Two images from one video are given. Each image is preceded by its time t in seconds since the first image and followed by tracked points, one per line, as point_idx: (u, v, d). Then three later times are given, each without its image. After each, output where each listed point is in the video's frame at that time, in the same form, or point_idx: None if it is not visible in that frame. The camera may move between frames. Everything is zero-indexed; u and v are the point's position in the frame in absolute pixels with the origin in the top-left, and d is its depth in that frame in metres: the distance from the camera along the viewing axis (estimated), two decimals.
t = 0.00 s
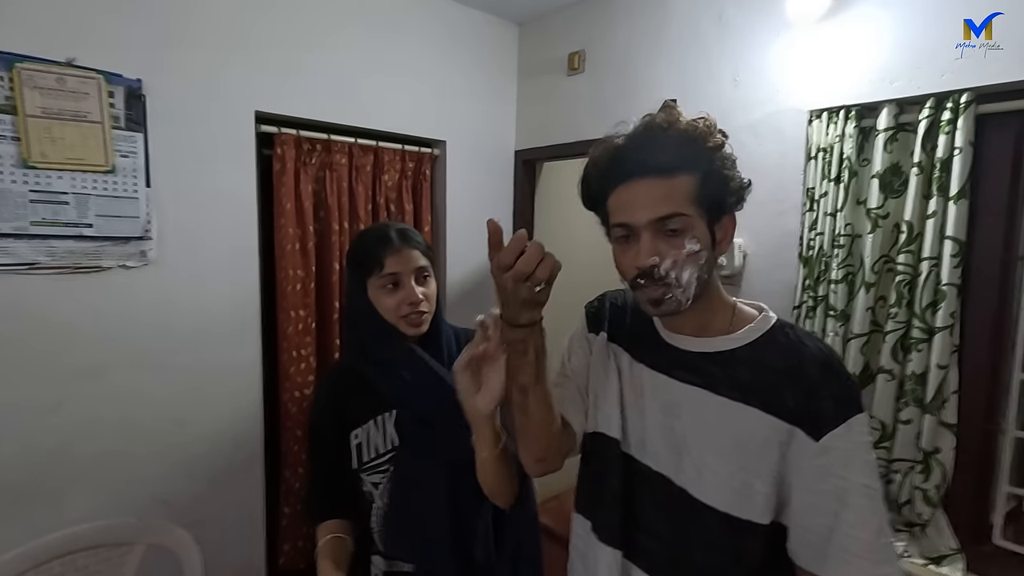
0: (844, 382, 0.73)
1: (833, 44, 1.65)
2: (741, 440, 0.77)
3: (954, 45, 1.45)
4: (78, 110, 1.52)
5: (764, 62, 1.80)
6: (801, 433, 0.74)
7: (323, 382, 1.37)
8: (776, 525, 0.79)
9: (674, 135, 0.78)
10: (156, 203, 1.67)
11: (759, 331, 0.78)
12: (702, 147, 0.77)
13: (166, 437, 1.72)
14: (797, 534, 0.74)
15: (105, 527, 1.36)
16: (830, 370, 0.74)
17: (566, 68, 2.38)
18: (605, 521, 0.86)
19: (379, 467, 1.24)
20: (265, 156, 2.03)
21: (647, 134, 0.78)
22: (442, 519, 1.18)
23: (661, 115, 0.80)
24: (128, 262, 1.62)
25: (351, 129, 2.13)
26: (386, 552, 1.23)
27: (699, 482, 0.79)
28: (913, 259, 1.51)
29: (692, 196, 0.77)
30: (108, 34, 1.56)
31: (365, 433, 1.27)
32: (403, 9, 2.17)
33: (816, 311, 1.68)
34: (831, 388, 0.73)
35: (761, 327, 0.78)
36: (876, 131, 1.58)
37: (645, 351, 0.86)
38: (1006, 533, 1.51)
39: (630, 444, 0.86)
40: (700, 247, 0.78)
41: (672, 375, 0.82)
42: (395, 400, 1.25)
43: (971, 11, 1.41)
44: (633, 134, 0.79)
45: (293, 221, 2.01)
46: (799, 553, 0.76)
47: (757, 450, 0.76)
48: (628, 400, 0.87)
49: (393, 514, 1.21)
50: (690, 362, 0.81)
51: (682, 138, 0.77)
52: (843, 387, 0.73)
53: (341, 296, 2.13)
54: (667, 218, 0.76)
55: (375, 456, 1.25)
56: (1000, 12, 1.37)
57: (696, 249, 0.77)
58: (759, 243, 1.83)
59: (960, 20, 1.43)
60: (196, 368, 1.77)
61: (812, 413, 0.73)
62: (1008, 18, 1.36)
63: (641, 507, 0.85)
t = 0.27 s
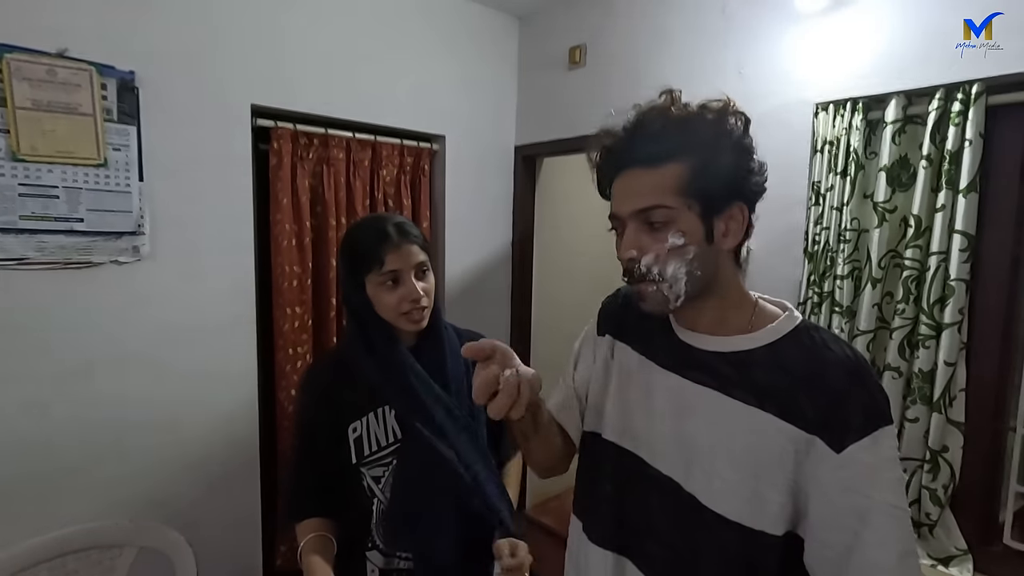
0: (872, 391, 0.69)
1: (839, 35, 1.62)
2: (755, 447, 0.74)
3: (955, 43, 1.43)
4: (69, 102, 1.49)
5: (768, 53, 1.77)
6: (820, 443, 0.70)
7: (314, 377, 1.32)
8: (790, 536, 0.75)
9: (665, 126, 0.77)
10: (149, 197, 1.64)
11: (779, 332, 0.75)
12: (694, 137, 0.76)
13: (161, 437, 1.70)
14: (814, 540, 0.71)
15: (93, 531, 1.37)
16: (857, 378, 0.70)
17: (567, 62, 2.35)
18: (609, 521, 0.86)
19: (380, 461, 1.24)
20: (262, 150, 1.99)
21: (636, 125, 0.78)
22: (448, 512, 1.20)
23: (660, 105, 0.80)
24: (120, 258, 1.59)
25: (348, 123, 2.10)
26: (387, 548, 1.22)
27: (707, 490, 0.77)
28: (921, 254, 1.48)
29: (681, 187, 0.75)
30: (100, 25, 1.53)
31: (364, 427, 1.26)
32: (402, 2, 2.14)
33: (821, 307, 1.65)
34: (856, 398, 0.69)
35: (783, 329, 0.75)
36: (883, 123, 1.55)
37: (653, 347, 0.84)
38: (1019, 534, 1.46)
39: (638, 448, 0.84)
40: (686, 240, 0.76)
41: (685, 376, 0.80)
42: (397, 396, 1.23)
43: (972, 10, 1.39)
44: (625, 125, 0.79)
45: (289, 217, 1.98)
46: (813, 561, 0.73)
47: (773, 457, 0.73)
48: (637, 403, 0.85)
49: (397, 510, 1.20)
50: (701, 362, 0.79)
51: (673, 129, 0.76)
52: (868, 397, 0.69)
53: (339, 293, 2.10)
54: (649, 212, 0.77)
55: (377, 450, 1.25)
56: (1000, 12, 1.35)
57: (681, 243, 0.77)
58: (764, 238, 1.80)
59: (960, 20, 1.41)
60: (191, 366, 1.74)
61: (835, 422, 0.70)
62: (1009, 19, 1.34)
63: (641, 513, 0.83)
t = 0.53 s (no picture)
0: (866, 405, 0.68)
1: (839, 32, 1.61)
2: (744, 457, 0.74)
3: (955, 44, 1.41)
4: (62, 102, 1.47)
5: (767, 51, 1.76)
6: (811, 455, 0.70)
7: (311, 376, 1.28)
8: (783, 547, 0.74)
9: (641, 131, 0.79)
10: (144, 198, 1.62)
11: (774, 338, 0.75)
12: (667, 143, 0.78)
13: (157, 439, 1.68)
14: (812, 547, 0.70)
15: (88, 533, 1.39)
16: (852, 388, 0.69)
17: (565, 61, 2.34)
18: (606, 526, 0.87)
19: (385, 459, 1.24)
20: (258, 150, 1.99)
21: (615, 131, 0.81)
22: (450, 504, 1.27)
23: (645, 110, 0.82)
24: (115, 259, 1.58)
25: (344, 123, 2.08)
26: (392, 545, 1.22)
27: (696, 500, 0.78)
28: (921, 253, 1.47)
29: (649, 191, 0.78)
30: (94, 24, 1.51)
31: (368, 425, 1.25)
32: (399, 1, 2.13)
33: (820, 306, 1.65)
34: (848, 409, 0.68)
35: (778, 334, 0.75)
36: (883, 121, 1.55)
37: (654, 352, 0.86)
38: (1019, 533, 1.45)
39: (631, 454, 0.86)
40: (655, 244, 0.78)
41: (680, 382, 0.81)
42: (402, 395, 1.26)
43: (972, 10, 1.38)
44: (608, 130, 0.83)
45: (285, 217, 1.97)
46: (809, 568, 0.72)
47: (760, 467, 0.73)
48: (631, 410, 0.87)
49: (407, 506, 1.22)
50: (692, 366, 0.80)
51: (648, 136, 0.79)
52: (863, 407, 0.68)
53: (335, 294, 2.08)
54: (621, 216, 0.80)
55: (383, 447, 1.25)
56: (999, 12, 1.34)
57: (651, 247, 0.79)
58: (763, 236, 1.79)
59: (960, 20, 1.40)
60: (186, 368, 1.73)
61: (824, 434, 0.69)
62: (1007, 19, 1.33)
63: (629, 521, 0.84)
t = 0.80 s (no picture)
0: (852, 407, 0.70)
1: (836, 28, 1.61)
2: (734, 458, 0.76)
3: (955, 44, 1.41)
4: (58, 99, 1.47)
5: (765, 49, 1.76)
6: (798, 456, 0.71)
7: (309, 374, 1.26)
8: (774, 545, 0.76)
9: (617, 138, 0.80)
10: (141, 195, 1.62)
11: (767, 337, 0.76)
12: (643, 148, 0.78)
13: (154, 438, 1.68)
14: (806, 544, 0.71)
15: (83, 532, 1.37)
16: (839, 390, 0.71)
17: (563, 59, 2.34)
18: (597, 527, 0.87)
19: (386, 451, 1.25)
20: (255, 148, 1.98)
21: (592, 139, 0.82)
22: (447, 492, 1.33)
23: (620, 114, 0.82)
24: (112, 257, 1.58)
25: (342, 121, 2.08)
26: (396, 536, 1.25)
27: (686, 499, 0.80)
28: (918, 250, 1.48)
29: (631, 200, 0.78)
30: (90, 22, 1.51)
31: (368, 420, 1.25)
32: None
33: (818, 304, 1.64)
34: (835, 411, 0.70)
35: (771, 333, 0.76)
36: (880, 118, 1.55)
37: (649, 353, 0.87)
38: (1016, 530, 1.46)
39: (624, 454, 0.87)
40: (642, 252, 0.79)
41: (671, 382, 0.82)
42: (402, 390, 1.27)
43: (972, 10, 1.38)
44: (586, 139, 0.83)
45: (283, 215, 1.97)
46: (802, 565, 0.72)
47: (748, 468, 0.75)
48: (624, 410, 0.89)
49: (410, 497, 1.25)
50: (684, 366, 0.81)
51: (625, 143, 0.79)
52: (848, 408, 0.70)
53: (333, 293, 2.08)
54: (605, 225, 0.81)
55: (384, 440, 1.25)
56: (1000, 11, 1.34)
57: (637, 254, 0.80)
58: (760, 233, 1.79)
59: (960, 20, 1.40)
60: (184, 367, 1.73)
61: (811, 436, 0.71)
62: (1009, 18, 1.33)
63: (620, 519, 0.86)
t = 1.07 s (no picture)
0: (846, 405, 0.69)
1: (835, 26, 1.61)
2: (729, 455, 0.76)
3: (955, 43, 1.41)
4: (55, 97, 1.47)
5: (763, 46, 1.76)
6: (792, 453, 0.72)
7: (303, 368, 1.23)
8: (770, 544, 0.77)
9: (603, 139, 0.81)
10: (139, 194, 1.62)
11: (761, 334, 0.75)
12: (626, 149, 0.79)
13: (153, 436, 1.68)
14: (804, 540, 0.71)
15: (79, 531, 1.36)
16: (834, 386, 0.70)
17: (561, 57, 2.33)
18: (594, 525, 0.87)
19: (383, 442, 1.24)
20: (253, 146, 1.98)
21: (579, 141, 0.83)
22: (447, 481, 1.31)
23: (606, 115, 0.83)
24: (110, 255, 1.57)
25: (340, 119, 2.08)
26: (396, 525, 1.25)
27: (681, 497, 0.80)
28: (916, 248, 1.48)
29: (618, 201, 0.79)
30: (87, 20, 1.50)
31: (365, 412, 1.24)
32: None
33: (816, 302, 1.64)
34: (829, 408, 0.69)
35: (764, 330, 0.75)
36: (878, 116, 1.55)
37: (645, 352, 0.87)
38: (1013, 527, 1.47)
39: (620, 452, 0.88)
40: (631, 253, 0.80)
41: (666, 380, 0.83)
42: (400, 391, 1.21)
43: (972, 10, 1.38)
44: (573, 141, 0.84)
45: (281, 213, 1.96)
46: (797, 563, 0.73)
47: (743, 465, 0.75)
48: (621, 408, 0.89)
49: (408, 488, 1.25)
50: (679, 364, 0.81)
51: (610, 144, 0.80)
52: (843, 405, 0.69)
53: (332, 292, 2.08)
54: (595, 227, 0.81)
55: (381, 432, 1.24)
56: (1001, 11, 1.34)
57: (626, 255, 0.80)
58: (759, 231, 1.79)
59: (961, 20, 1.40)
60: (182, 365, 1.73)
61: (803, 434, 0.71)
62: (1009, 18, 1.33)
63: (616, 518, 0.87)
